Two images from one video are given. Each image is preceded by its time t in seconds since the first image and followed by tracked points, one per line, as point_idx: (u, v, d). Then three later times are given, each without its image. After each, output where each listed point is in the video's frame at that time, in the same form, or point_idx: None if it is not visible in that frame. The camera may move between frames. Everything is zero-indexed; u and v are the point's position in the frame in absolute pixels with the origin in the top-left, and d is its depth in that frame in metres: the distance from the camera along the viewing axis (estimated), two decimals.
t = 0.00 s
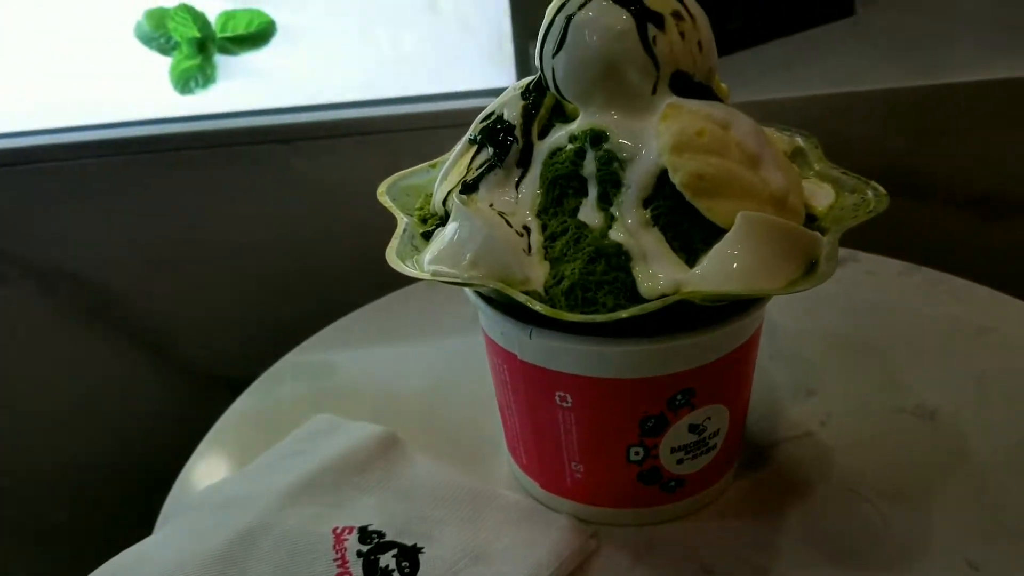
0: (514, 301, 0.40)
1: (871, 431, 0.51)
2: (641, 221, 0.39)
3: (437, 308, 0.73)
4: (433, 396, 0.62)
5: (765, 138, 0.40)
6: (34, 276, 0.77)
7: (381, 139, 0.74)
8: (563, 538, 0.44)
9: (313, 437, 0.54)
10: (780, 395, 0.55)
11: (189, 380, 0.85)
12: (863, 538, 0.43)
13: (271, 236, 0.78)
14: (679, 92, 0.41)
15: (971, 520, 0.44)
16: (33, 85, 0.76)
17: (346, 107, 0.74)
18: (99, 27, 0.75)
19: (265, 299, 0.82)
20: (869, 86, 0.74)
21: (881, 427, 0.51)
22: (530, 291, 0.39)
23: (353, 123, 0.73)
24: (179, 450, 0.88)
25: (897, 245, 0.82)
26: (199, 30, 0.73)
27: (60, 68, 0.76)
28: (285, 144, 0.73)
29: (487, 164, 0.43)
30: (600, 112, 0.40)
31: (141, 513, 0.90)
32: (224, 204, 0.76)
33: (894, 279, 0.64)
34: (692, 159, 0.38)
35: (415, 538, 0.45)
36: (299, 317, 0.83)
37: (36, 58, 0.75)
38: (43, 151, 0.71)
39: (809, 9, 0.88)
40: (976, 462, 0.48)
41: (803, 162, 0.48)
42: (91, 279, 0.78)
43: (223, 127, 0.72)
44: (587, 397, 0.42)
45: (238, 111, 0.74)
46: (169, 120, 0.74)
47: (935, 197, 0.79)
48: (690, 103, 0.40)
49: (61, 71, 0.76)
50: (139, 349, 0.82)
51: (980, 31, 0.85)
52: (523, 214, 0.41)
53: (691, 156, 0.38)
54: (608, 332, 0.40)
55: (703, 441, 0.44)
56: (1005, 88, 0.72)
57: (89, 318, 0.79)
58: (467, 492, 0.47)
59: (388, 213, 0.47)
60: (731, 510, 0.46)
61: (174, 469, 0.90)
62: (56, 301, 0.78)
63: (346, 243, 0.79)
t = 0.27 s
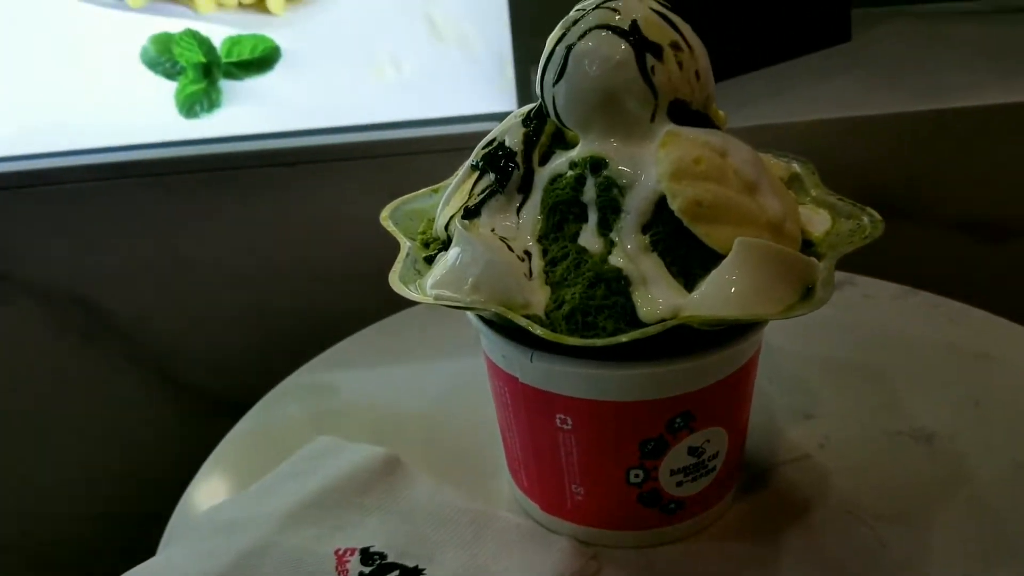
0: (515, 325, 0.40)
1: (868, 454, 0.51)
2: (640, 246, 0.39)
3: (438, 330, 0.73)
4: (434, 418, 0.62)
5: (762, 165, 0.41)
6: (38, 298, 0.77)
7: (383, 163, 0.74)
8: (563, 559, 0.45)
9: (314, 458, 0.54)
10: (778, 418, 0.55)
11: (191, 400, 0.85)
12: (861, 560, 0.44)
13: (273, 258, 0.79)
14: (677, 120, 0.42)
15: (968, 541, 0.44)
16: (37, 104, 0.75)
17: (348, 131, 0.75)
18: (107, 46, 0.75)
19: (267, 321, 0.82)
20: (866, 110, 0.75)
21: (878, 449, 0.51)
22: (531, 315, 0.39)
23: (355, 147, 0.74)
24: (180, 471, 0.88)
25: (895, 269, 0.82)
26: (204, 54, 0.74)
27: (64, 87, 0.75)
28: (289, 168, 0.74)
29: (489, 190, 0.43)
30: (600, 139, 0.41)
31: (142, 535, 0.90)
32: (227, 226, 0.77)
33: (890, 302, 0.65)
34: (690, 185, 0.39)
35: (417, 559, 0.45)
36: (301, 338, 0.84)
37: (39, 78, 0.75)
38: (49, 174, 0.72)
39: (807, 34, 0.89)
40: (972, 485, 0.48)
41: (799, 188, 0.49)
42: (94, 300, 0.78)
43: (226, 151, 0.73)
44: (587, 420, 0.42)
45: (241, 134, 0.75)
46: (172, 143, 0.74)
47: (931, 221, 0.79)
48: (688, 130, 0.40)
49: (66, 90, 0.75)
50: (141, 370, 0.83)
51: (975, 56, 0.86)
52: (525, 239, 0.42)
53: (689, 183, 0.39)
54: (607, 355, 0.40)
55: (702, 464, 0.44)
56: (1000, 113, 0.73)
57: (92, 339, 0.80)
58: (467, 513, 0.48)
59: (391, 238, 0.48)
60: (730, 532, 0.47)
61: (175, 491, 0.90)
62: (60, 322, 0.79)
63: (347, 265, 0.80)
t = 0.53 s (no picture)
0: (518, 334, 0.41)
1: (867, 461, 0.52)
2: (642, 256, 0.40)
3: (441, 337, 0.74)
4: (437, 424, 0.63)
5: (762, 176, 0.42)
6: (43, 304, 0.78)
7: (387, 169, 0.75)
8: (566, 566, 0.45)
9: (319, 464, 0.55)
10: (778, 425, 0.56)
11: (195, 406, 0.86)
12: (860, 566, 0.44)
13: (276, 264, 0.79)
14: (679, 131, 0.42)
15: (966, 548, 0.45)
16: (40, 111, 0.75)
17: (352, 138, 0.76)
18: (109, 56, 0.75)
19: (271, 327, 0.83)
20: (866, 118, 0.75)
21: (877, 456, 0.52)
22: (534, 324, 0.40)
23: (359, 154, 0.74)
24: (183, 476, 0.89)
25: (895, 276, 0.83)
26: (209, 63, 0.74)
27: (67, 96, 0.75)
28: (294, 175, 0.75)
29: (492, 200, 0.44)
30: (602, 150, 0.42)
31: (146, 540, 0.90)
32: (231, 233, 0.77)
33: (889, 309, 0.66)
34: (691, 196, 0.39)
35: (421, 566, 0.46)
36: (305, 344, 0.84)
37: (43, 87, 0.75)
38: (55, 182, 0.73)
39: (807, 41, 0.90)
40: (970, 492, 0.48)
41: (799, 198, 0.50)
42: (99, 306, 0.79)
43: (231, 158, 0.74)
44: (589, 428, 0.43)
45: (246, 141, 0.75)
46: (178, 150, 0.75)
47: (931, 228, 0.80)
48: (690, 142, 0.41)
49: (69, 99, 0.75)
50: (145, 376, 0.83)
51: (974, 64, 0.87)
52: (528, 248, 0.42)
53: (690, 194, 0.39)
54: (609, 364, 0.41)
55: (703, 471, 0.45)
56: (998, 121, 0.74)
57: (97, 345, 0.81)
58: (470, 519, 0.48)
59: (396, 247, 0.48)
60: (730, 539, 0.47)
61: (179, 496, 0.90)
62: (65, 328, 0.79)
63: (351, 272, 0.81)
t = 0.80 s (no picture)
0: (516, 350, 0.41)
1: (865, 475, 0.52)
2: (639, 273, 0.40)
3: (440, 351, 0.74)
4: (436, 438, 0.63)
5: (759, 193, 0.42)
6: (45, 318, 0.78)
7: (387, 184, 0.76)
8: None
9: (320, 477, 0.55)
10: (776, 439, 0.56)
11: (195, 420, 0.86)
12: None
13: (277, 277, 0.80)
14: (675, 149, 0.42)
15: (963, 563, 0.45)
16: (41, 126, 0.75)
17: (352, 153, 0.77)
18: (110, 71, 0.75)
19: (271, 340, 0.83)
20: (863, 133, 0.76)
21: (874, 470, 0.52)
22: (533, 340, 0.40)
23: (361, 168, 0.75)
24: (184, 490, 0.89)
25: (893, 289, 0.83)
26: (210, 78, 0.74)
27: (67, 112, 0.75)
28: (294, 189, 0.76)
29: (491, 216, 0.44)
30: (599, 168, 0.42)
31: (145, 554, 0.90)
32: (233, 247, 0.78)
33: (887, 323, 0.66)
34: (688, 214, 0.40)
35: None
36: (305, 358, 0.85)
37: (44, 102, 0.75)
38: (57, 197, 0.73)
39: (804, 56, 0.91)
40: (967, 506, 0.49)
41: (796, 214, 0.50)
42: (101, 320, 0.79)
43: (230, 173, 0.75)
44: (587, 443, 0.43)
45: (246, 156, 0.76)
46: (181, 165, 0.76)
47: (929, 241, 0.80)
48: (686, 160, 0.41)
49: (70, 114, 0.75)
50: (146, 390, 0.83)
51: (970, 78, 0.87)
52: (526, 265, 0.43)
53: (687, 212, 0.40)
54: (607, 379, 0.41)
55: (701, 486, 0.45)
56: (994, 135, 0.74)
57: (98, 359, 0.81)
58: (470, 534, 0.49)
59: (395, 263, 0.49)
60: (728, 553, 0.47)
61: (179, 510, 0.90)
62: (66, 342, 0.80)
63: (351, 285, 0.81)
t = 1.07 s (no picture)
0: (516, 366, 0.41)
1: (864, 488, 0.52)
2: (638, 289, 0.41)
3: (440, 363, 0.74)
4: (437, 451, 0.63)
5: (757, 210, 0.42)
6: (46, 331, 0.79)
7: (388, 198, 0.77)
8: None
9: (321, 491, 0.55)
10: (775, 452, 0.56)
11: (196, 432, 0.86)
12: None
13: (278, 290, 0.80)
14: (673, 166, 0.43)
15: None
16: (44, 140, 0.75)
17: (353, 167, 0.77)
18: (113, 86, 0.75)
19: (272, 353, 0.83)
20: (861, 146, 0.76)
21: (873, 484, 0.52)
22: (532, 356, 0.41)
23: (361, 183, 0.76)
24: (184, 503, 0.89)
25: (892, 302, 0.83)
26: (211, 92, 0.75)
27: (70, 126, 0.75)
28: (294, 203, 0.76)
29: (491, 232, 0.45)
30: (598, 184, 0.43)
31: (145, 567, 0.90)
32: (233, 260, 0.78)
33: (885, 335, 0.66)
34: (686, 230, 0.40)
35: None
36: (305, 370, 0.85)
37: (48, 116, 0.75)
38: (59, 211, 0.74)
39: (803, 69, 0.91)
40: (966, 519, 0.49)
41: (794, 229, 0.50)
42: (102, 333, 0.80)
43: (230, 186, 0.75)
44: (586, 458, 0.43)
45: (246, 169, 0.77)
46: (182, 179, 0.76)
47: (927, 254, 0.81)
48: (685, 176, 0.42)
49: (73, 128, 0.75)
50: (146, 402, 0.84)
51: (968, 91, 0.88)
52: (526, 281, 0.43)
53: (685, 228, 0.40)
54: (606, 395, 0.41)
55: (700, 501, 0.45)
56: (991, 148, 0.75)
57: (99, 371, 0.81)
58: (470, 547, 0.49)
59: (395, 278, 0.49)
60: (727, 567, 0.47)
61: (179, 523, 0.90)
62: (67, 355, 0.80)
63: (351, 298, 0.82)
